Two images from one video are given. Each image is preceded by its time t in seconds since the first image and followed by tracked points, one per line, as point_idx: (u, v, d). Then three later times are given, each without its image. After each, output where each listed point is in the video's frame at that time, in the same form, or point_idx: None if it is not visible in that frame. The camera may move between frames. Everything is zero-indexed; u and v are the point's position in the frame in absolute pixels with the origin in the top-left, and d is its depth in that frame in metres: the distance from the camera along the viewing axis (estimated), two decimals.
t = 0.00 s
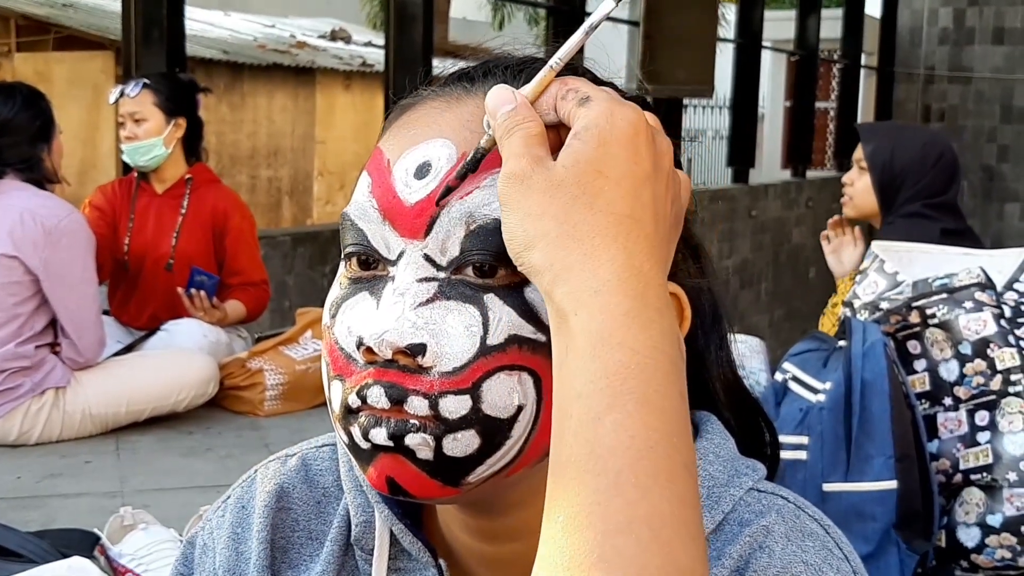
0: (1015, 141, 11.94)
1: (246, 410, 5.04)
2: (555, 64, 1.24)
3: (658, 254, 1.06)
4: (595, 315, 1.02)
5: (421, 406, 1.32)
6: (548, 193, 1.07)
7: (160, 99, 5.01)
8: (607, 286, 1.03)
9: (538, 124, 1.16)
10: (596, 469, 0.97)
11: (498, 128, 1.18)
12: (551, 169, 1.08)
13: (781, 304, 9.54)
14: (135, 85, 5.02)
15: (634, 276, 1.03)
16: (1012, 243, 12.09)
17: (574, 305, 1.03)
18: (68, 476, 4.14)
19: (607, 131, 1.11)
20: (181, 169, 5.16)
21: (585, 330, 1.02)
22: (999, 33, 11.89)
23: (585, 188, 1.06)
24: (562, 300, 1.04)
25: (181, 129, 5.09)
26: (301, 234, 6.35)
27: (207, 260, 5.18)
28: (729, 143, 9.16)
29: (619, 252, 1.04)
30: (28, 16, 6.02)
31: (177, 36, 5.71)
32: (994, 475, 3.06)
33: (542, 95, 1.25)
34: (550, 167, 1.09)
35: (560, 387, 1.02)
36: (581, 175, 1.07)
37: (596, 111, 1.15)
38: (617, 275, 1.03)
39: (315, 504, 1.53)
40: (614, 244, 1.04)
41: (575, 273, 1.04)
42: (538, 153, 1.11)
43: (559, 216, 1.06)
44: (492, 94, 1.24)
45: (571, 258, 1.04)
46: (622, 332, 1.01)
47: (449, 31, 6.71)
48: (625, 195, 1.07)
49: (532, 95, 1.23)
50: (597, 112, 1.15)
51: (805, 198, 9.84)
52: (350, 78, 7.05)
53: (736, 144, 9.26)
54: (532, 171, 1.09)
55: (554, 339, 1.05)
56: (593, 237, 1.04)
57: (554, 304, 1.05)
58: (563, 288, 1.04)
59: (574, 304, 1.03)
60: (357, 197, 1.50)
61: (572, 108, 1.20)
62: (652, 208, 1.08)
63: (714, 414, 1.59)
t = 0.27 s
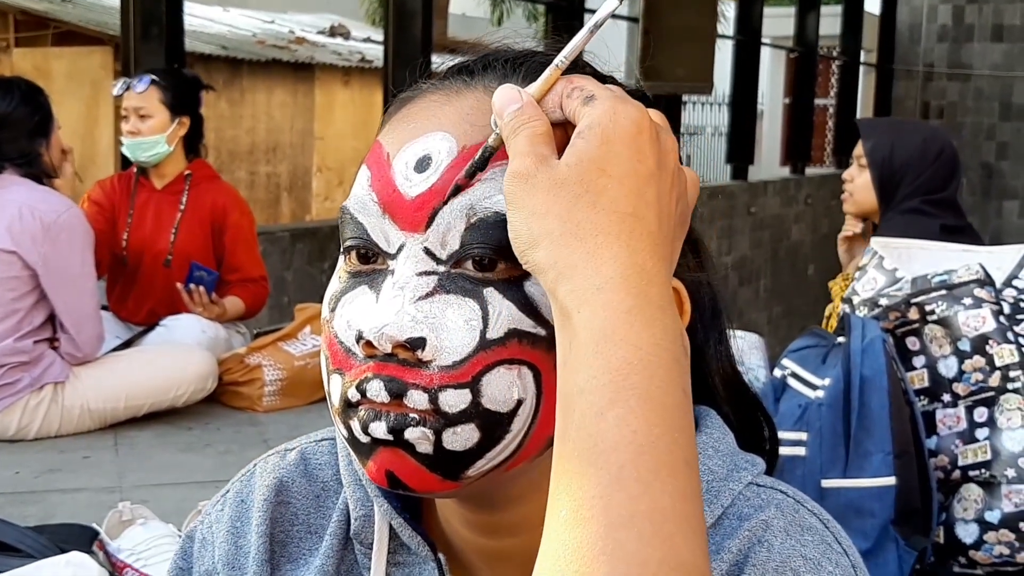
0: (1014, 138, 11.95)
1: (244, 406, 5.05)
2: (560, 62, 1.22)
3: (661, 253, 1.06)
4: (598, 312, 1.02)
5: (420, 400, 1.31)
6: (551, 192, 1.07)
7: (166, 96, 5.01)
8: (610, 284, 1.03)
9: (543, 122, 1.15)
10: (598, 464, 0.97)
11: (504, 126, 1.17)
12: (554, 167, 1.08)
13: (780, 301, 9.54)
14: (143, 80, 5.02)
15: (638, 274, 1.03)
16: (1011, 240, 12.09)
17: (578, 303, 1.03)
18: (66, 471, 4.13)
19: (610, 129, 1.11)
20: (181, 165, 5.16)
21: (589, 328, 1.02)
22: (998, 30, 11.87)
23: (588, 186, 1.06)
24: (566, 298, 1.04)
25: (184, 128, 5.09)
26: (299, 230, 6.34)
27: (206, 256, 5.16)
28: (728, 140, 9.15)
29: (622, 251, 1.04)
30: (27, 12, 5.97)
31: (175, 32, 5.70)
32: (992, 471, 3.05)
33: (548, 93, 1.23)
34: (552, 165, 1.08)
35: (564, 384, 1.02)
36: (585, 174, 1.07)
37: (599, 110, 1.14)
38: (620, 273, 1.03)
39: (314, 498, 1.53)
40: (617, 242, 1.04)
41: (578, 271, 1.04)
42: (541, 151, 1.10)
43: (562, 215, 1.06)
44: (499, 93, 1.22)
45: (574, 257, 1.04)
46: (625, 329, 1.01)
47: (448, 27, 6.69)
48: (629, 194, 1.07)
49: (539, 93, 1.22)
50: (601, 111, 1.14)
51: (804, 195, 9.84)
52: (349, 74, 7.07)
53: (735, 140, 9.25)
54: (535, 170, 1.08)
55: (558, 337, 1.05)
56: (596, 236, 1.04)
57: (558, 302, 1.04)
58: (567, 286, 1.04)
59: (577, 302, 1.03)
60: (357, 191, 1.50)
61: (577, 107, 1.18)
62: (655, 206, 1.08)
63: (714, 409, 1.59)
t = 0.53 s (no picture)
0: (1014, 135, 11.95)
1: (243, 399, 5.04)
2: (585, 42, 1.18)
3: (675, 243, 1.05)
4: (611, 302, 1.01)
5: (424, 389, 1.31)
6: (567, 179, 1.06)
7: (170, 90, 5.01)
8: (623, 274, 1.02)
9: (565, 105, 1.14)
10: (608, 453, 0.97)
11: (526, 106, 1.16)
12: (569, 154, 1.07)
13: (778, 297, 9.54)
14: (146, 75, 5.00)
15: (651, 265, 1.03)
16: (1009, 236, 12.08)
17: (591, 292, 1.02)
18: (64, 464, 4.13)
19: (629, 115, 1.09)
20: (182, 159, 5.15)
21: (602, 317, 1.01)
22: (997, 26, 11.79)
23: (604, 174, 1.05)
24: (578, 286, 1.03)
25: (187, 122, 5.08)
26: (299, 225, 6.33)
27: (206, 250, 5.16)
28: (727, 135, 9.14)
29: (636, 241, 1.03)
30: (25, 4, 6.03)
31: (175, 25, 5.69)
32: (992, 466, 3.07)
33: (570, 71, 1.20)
34: (569, 152, 1.07)
35: (575, 372, 1.02)
36: (601, 162, 1.06)
37: (618, 95, 1.12)
38: (633, 264, 1.02)
39: (315, 489, 1.53)
40: (631, 233, 1.03)
41: (592, 260, 1.03)
42: (557, 137, 1.09)
43: (577, 203, 1.05)
44: (521, 70, 1.21)
45: (588, 245, 1.03)
46: (637, 320, 1.01)
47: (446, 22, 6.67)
48: (645, 183, 1.06)
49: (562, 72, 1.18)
50: (624, 98, 1.11)
51: (803, 191, 9.84)
52: (348, 68, 7.04)
53: (735, 136, 9.24)
54: (551, 156, 1.07)
55: (568, 325, 1.04)
56: (611, 226, 1.03)
57: (571, 290, 1.04)
58: (580, 274, 1.03)
59: (590, 291, 1.02)
60: (362, 179, 1.49)
61: (600, 91, 1.15)
62: (671, 196, 1.07)
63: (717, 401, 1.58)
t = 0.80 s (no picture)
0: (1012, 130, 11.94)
1: (241, 395, 5.03)
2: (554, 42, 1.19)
3: (659, 243, 1.05)
4: (597, 304, 1.01)
5: (421, 387, 1.30)
6: (548, 181, 1.05)
7: (170, 85, 4.99)
8: (608, 275, 1.01)
9: (536, 106, 1.13)
10: (600, 458, 0.96)
11: (497, 110, 1.14)
12: (550, 155, 1.06)
13: (776, 293, 9.53)
14: (146, 70, 4.98)
15: (636, 265, 1.02)
16: (1007, 232, 12.07)
17: (576, 295, 1.02)
18: (62, 460, 4.12)
19: (607, 116, 1.09)
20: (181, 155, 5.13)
21: (589, 319, 1.00)
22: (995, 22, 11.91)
23: (585, 175, 1.04)
24: (563, 289, 1.03)
25: (187, 118, 5.07)
26: (296, 220, 6.32)
27: (205, 245, 5.15)
28: (725, 130, 9.12)
29: (620, 242, 1.03)
30: None
31: (172, 20, 5.67)
32: (989, 461, 3.25)
33: (539, 74, 1.22)
34: (547, 153, 1.06)
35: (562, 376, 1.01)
36: (581, 163, 1.05)
37: (595, 96, 1.12)
38: (618, 265, 1.02)
39: (314, 485, 1.52)
40: (615, 233, 1.03)
41: (575, 262, 1.02)
42: (536, 138, 1.08)
43: (559, 206, 1.04)
44: (489, 74, 1.20)
45: (572, 248, 1.03)
46: (624, 322, 1.00)
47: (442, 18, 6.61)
48: (627, 183, 1.05)
49: (531, 74, 1.20)
50: (599, 97, 1.11)
51: (801, 186, 9.83)
52: (347, 63, 7.05)
53: (733, 132, 9.22)
54: (531, 158, 1.06)
55: (554, 329, 1.03)
56: (594, 226, 1.03)
57: (556, 293, 1.03)
58: (565, 277, 1.03)
59: (575, 293, 1.02)
60: (357, 176, 1.48)
61: (574, 91, 1.16)
62: (653, 194, 1.06)
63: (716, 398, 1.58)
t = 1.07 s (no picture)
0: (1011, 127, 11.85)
1: (241, 390, 5.02)
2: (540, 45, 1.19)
3: (648, 240, 1.05)
4: (583, 300, 1.01)
5: (424, 377, 1.31)
6: (534, 182, 1.06)
7: (171, 80, 4.99)
8: (595, 272, 1.02)
9: (525, 108, 1.14)
10: (588, 451, 0.97)
11: (488, 111, 1.16)
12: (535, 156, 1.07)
13: (776, 290, 9.54)
14: (149, 64, 4.98)
15: (623, 262, 1.02)
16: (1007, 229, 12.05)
17: (563, 293, 1.02)
18: (62, 454, 4.12)
19: (595, 113, 1.08)
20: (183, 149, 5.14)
21: (576, 316, 1.01)
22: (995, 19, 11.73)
23: (570, 173, 1.05)
24: (550, 287, 1.04)
25: (189, 112, 5.07)
26: (296, 216, 6.31)
27: (205, 240, 5.15)
28: (725, 127, 9.11)
29: (605, 240, 1.03)
30: None
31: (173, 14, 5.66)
32: (990, 458, 3.26)
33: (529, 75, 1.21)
34: (533, 153, 1.07)
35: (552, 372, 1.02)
36: (566, 162, 1.05)
37: (581, 93, 1.11)
38: (604, 263, 1.02)
39: (314, 478, 1.52)
40: (600, 231, 1.03)
41: (562, 261, 1.03)
42: (523, 139, 1.09)
43: (545, 205, 1.05)
44: (479, 76, 1.21)
45: (558, 247, 1.04)
46: (611, 318, 1.00)
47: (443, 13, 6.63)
48: (613, 181, 1.05)
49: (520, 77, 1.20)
50: (586, 95, 1.11)
51: (801, 183, 9.83)
52: (347, 58, 7.08)
53: (733, 129, 9.21)
54: (517, 159, 1.07)
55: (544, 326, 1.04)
56: (579, 225, 1.03)
57: (544, 291, 1.04)
58: (551, 276, 1.04)
59: (561, 291, 1.03)
60: (360, 166, 1.48)
61: (562, 92, 1.15)
62: (640, 192, 1.06)
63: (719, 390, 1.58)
